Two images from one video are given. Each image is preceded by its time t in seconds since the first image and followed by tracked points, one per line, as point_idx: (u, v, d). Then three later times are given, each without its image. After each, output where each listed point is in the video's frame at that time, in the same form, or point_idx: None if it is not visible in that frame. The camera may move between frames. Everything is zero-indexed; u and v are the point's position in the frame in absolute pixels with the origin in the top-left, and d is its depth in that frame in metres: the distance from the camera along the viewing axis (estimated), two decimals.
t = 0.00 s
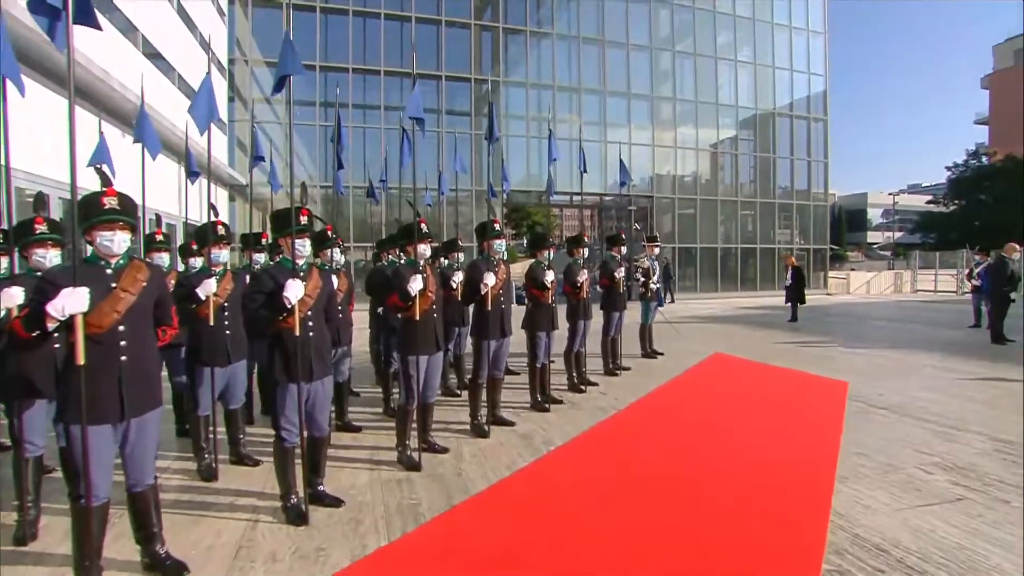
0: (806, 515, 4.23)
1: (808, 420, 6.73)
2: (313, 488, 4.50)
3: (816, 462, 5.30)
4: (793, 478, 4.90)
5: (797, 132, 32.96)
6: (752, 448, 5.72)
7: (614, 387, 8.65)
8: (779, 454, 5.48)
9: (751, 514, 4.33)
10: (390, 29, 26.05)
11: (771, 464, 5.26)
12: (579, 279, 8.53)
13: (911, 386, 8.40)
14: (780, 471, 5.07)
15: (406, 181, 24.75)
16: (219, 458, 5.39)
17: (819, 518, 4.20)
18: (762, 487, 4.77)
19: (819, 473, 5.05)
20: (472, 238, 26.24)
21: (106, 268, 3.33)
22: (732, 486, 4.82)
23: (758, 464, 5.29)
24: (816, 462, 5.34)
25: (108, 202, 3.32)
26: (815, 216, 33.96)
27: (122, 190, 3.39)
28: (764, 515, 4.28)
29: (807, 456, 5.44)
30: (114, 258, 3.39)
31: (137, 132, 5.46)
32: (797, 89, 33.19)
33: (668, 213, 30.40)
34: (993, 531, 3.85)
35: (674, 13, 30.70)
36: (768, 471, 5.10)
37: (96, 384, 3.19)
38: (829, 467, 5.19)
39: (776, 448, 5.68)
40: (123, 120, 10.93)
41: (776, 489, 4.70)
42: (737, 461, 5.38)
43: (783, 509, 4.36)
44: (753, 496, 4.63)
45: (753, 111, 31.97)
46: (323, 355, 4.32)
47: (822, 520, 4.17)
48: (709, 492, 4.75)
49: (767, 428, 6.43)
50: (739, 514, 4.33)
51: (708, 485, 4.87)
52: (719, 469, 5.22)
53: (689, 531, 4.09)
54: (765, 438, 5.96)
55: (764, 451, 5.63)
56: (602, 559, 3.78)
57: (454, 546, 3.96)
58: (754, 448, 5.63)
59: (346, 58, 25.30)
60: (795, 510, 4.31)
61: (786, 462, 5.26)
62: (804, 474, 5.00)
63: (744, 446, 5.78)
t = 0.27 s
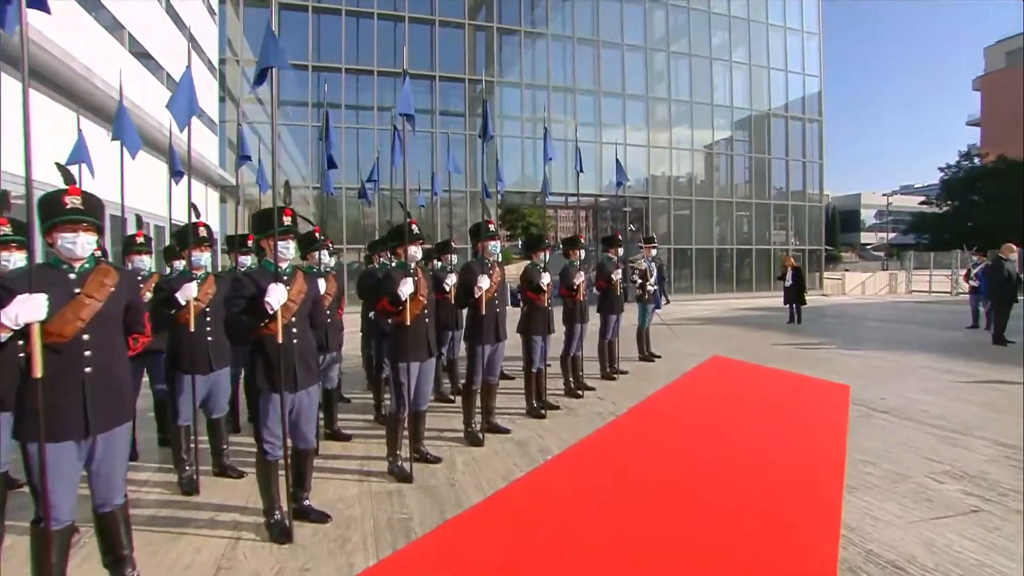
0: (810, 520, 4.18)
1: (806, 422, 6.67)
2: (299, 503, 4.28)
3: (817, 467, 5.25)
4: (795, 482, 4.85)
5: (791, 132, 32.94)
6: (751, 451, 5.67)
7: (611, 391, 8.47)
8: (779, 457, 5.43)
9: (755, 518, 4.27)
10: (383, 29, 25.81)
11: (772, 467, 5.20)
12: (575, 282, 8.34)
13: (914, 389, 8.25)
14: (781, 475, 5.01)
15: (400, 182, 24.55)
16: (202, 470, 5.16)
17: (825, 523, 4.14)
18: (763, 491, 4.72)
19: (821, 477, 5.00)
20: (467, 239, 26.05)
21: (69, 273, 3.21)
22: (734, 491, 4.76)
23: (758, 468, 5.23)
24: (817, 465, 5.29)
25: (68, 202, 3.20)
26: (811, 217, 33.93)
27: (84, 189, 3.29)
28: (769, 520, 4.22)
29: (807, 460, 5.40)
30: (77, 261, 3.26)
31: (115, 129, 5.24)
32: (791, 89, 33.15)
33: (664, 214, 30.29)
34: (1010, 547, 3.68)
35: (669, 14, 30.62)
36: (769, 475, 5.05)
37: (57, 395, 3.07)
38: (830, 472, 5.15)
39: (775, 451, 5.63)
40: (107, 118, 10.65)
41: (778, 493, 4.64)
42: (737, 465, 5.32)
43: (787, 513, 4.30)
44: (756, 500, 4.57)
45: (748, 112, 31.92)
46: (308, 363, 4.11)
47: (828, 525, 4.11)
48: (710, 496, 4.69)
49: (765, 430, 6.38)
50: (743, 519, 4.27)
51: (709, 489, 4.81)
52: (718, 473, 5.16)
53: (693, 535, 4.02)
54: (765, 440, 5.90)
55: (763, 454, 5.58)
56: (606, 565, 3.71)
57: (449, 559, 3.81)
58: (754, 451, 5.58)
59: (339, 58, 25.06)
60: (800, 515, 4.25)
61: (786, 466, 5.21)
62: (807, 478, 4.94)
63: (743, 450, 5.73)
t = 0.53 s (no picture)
0: (815, 526, 4.08)
1: (804, 420, 6.57)
2: (280, 519, 4.05)
3: (817, 466, 5.15)
4: (796, 483, 4.75)
5: (786, 132, 32.86)
6: (748, 450, 5.57)
7: (609, 395, 8.25)
8: (779, 457, 5.33)
9: (759, 526, 4.16)
10: (376, 28, 25.53)
11: (771, 468, 5.10)
12: (572, 283, 8.11)
13: (918, 391, 8.05)
14: (782, 476, 4.91)
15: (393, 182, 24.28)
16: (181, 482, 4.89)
17: (830, 530, 4.04)
18: (764, 494, 4.62)
19: (822, 477, 4.90)
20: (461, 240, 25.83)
21: (19, 277, 3.18)
22: (734, 494, 4.65)
23: (757, 469, 5.13)
24: (817, 465, 5.20)
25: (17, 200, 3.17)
26: (806, 217, 33.84)
27: (34, 183, 3.24)
28: (773, 526, 4.11)
29: (807, 459, 5.30)
30: (26, 264, 3.24)
31: (87, 124, 4.95)
32: (787, 89, 33.03)
33: (659, 214, 30.18)
34: None
35: (664, 13, 30.47)
36: (769, 477, 4.95)
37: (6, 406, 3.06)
38: (831, 472, 5.05)
39: (774, 449, 5.53)
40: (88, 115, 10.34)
41: (780, 495, 4.54)
42: (735, 465, 5.22)
43: (791, 518, 4.20)
44: (759, 504, 4.47)
45: (743, 112, 31.81)
46: (289, 371, 3.88)
47: (833, 532, 4.02)
48: (711, 500, 4.58)
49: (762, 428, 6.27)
50: (747, 526, 4.16)
51: (709, 493, 4.70)
52: (716, 475, 5.05)
53: (697, 545, 3.90)
54: (763, 439, 5.79)
55: (761, 454, 5.48)
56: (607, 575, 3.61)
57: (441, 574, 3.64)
58: (751, 451, 5.47)
59: (332, 57, 24.76)
60: (805, 522, 4.15)
61: (786, 467, 5.11)
62: (808, 480, 4.84)
63: (740, 448, 5.62)
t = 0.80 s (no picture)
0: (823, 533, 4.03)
1: (803, 423, 6.52)
2: (263, 534, 3.83)
3: (818, 470, 5.12)
4: (799, 488, 4.70)
5: (783, 133, 32.79)
6: (747, 453, 5.53)
7: (607, 399, 8.05)
8: (779, 461, 5.28)
9: (767, 532, 4.10)
10: (371, 26, 25.26)
11: (772, 472, 5.05)
12: (570, 284, 7.92)
13: (923, 395, 7.88)
14: (784, 480, 4.86)
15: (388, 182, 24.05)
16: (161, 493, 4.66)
17: (838, 536, 4.00)
18: (767, 499, 4.57)
19: (824, 482, 4.86)
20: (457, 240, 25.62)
21: None
22: (737, 499, 4.60)
23: (757, 472, 5.08)
24: (818, 469, 5.16)
25: None
26: (802, 218, 33.76)
27: None
28: (782, 532, 4.06)
29: (807, 463, 5.27)
30: None
31: (63, 118, 4.77)
32: (784, 90, 32.94)
33: (656, 215, 30.07)
34: None
35: (661, 13, 30.34)
36: (771, 481, 4.89)
37: None
38: (832, 476, 5.01)
39: (773, 452, 5.49)
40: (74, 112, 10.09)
41: (785, 501, 4.50)
42: (736, 469, 5.17)
43: (798, 525, 4.15)
44: (764, 511, 4.41)
45: (740, 112, 31.70)
46: (272, 378, 3.67)
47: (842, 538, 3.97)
48: (714, 506, 4.52)
49: (759, 432, 6.22)
50: (754, 532, 4.10)
51: (711, 498, 4.64)
52: (717, 478, 5.00)
53: (706, 552, 3.83)
54: (762, 443, 5.77)
55: (761, 457, 5.43)
56: None
57: None
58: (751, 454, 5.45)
59: (326, 55, 24.49)
60: (812, 528, 4.10)
61: (787, 470, 5.06)
62: (811, 484, 4.80)
63: (739, 452, 5.58)
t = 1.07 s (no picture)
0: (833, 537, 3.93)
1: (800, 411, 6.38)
2: (243, 548, 3.60)
3: (827, 457, 4.97)
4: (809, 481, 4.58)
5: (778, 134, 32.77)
6: (754, 434, 5.36)
7: (604, 402, 7.86)
8: (783, 447, 5.10)
9: (771, 533, 4.05)
10: (365, 24, 25.01)
11: (782, 459, 4.91)
12: (567, 284, 7.73)
13: (925, 397, 7.73)
14: (793, 472, 4.74)
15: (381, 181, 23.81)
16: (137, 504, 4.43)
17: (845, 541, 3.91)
18: (772, 498, 4.43)
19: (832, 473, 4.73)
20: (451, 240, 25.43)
21: None
22: (740, 496, 4.49)
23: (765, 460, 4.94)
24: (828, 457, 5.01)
25: None
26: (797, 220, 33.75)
27: None
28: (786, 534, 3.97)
29: (816, 449, 5.12)
30: None
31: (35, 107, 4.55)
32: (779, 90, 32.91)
33: (651, 215, 30.00)
34: None
35: (657, 13, 30.23)
36: (773, 475, 4.78)
37: None
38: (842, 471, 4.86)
39: (782, 436, 5.32)
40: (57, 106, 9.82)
41: (793, 497, 4.39)
42: (738, 456, 5.02)
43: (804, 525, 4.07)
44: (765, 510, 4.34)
45: (735, 113, 31.65)
46: (251, 383, 3.45)
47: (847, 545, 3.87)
48: (718, 500, 4.49)
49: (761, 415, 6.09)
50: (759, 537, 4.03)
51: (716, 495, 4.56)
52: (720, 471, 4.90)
53: (711, 562, 3.71)
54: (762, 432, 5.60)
55: (772, 441, 5.28)
56: None
57: None
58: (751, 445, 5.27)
59: (319, 52, 24.20)
60: (820, 528, 4.01)
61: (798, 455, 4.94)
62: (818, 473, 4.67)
63: (745, 434, 5.39)
